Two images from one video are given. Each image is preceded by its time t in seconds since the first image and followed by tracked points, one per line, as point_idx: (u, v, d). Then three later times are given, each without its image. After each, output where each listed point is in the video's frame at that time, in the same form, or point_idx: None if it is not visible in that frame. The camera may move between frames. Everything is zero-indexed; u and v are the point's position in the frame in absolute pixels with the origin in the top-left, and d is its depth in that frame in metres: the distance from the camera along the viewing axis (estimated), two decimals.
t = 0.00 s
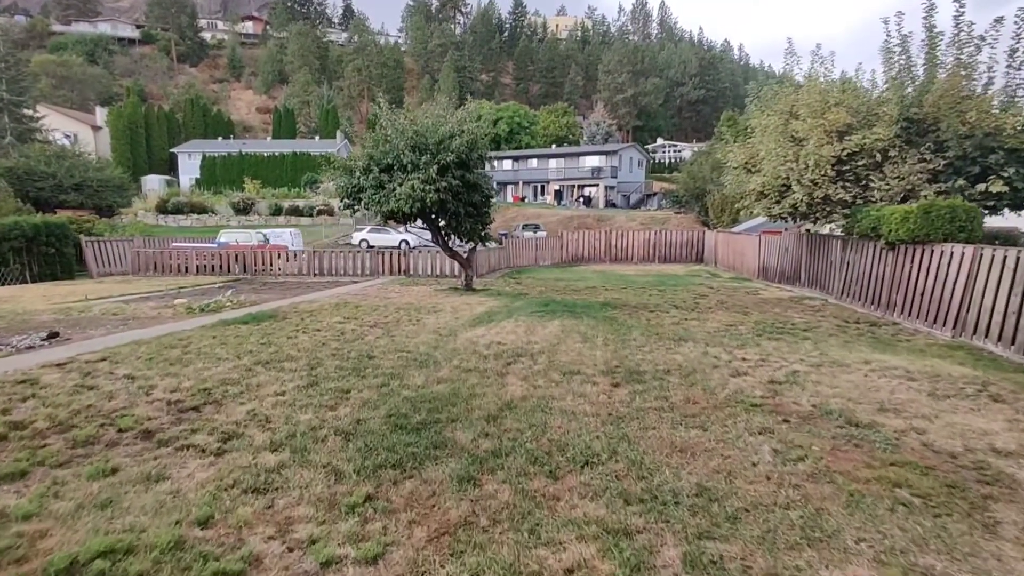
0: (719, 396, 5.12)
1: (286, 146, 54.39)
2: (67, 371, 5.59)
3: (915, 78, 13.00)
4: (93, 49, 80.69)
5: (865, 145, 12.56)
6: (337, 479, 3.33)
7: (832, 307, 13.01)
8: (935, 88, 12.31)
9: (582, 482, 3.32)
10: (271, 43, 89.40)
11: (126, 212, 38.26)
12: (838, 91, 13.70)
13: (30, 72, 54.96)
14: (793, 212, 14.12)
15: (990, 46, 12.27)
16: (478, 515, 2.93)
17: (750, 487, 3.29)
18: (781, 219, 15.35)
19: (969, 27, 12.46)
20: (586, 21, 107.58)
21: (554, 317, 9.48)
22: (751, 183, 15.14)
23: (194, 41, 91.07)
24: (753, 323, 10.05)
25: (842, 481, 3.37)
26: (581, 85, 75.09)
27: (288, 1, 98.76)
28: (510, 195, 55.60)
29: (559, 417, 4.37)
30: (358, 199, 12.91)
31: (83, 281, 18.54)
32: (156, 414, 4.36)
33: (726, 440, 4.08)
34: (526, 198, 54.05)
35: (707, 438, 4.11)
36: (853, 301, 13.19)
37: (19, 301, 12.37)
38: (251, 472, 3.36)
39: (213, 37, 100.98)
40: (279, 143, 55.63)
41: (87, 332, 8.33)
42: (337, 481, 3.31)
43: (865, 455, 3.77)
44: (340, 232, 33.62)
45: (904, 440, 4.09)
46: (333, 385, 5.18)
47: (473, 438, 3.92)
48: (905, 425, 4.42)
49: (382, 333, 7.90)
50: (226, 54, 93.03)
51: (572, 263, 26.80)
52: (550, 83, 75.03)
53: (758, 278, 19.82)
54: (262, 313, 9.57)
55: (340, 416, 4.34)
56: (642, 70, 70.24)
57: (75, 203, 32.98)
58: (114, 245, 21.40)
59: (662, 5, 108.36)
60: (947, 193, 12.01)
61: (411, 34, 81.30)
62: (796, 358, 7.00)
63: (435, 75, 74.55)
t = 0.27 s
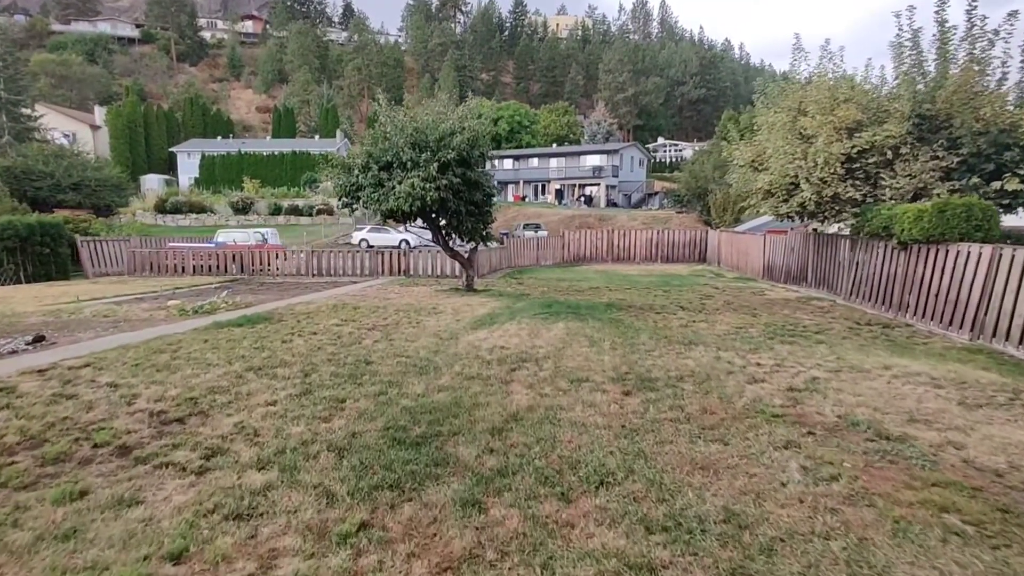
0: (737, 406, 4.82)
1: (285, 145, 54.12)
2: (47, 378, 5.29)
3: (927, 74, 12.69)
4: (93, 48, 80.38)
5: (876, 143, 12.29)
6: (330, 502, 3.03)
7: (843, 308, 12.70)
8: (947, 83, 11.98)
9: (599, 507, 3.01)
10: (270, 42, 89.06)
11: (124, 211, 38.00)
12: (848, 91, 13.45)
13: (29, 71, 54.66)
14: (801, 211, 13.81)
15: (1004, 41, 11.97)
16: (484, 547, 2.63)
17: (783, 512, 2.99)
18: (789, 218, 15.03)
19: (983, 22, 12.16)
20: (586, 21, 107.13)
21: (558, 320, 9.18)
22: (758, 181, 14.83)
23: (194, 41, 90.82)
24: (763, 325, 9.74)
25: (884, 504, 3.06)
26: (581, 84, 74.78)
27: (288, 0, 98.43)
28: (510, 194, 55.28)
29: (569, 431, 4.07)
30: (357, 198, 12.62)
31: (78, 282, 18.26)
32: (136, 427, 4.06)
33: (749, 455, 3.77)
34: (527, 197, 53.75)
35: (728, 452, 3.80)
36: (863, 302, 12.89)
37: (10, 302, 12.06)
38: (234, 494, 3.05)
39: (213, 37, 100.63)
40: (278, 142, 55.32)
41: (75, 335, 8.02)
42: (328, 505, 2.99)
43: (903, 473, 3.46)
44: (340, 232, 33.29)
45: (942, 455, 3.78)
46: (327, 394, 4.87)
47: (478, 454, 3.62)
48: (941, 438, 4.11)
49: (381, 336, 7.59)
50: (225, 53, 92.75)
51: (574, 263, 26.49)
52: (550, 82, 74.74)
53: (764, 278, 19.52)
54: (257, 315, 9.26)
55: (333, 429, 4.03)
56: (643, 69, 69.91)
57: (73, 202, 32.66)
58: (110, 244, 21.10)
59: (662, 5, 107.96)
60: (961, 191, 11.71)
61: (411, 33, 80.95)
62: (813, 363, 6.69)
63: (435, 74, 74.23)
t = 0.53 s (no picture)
0: (766, 422, 4.47)
1: (286, 144, 53.80)
2: (25, 392, 4.93)
3: (943, 70, 12.34)
4: (93, 48, 80.08)
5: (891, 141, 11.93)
6: (325, 541, 2.69)
7: (857, 311, 12.33)
8: (965, 80, 11.69)
9: (630, 547, 2.67)
10: (271, 41, 88.73)
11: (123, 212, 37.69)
12: (861, 88, 13.10)
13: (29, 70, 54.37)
14: (813, 211, 13.46)
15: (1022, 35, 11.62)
16: None
17: (839, 554, 2.64)
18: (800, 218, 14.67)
19: (1000, 16, 11.81)
20: (587, 20, 106.64)
21: (566, 324, 8.83)
22: (768, 180, 14.48)
23: (194, 41, 90.47)
24: (778, 330, 9.39)
25: (951, 543, 2.71)
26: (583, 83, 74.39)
27: None
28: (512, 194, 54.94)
29: (588, 453, 3.72)
30: (357, 198, 12.28)
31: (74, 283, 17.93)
32: (116, 449, 3.71)
33: (789, 481, 3.42)
34: (528, 197, 53.40)
35: (766, 478, 3.45)
36: (876, 304, 12.56)
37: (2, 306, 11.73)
38: (217, 533, 2.71)
39: (213, 36, 100.28)
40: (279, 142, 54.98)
41: (63, 341, 7.68)
42: (323, 544, 2.65)
43: (965, 504, 3.11)
44: (340, 232, 32.90)
45: (1002, 482, 3.43)
46: (325, 409, 4.53)
47: (490, 482, 3.27)
48: (994, 461, 3.76)
49: (381, 343, 7.24)
50: (225, 53, 92.42)
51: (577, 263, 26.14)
52: (551, 81, 74.33)
53: (771, 279, 19.17)
54: (253, 319, 8.92)
55: (331, 451, 3.69)
56: (644, 68, 69.52)
57: (72, 203, 32.31)
58: (107, 245, 20.75)
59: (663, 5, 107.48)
60: (980, 191, 11.36)
61: (411, 32, 80.57)
62: (838, 372, 6.34)
63: (436, 74, 73.87)
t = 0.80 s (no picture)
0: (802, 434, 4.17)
1: (288, 143, 53.59)
2: (10, 400, 4.64)
3: (962, 65, 12.01)
4: (96, 47, 79.99)
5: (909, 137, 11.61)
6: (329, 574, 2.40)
7: (873, 311, 12.01)
8: (985, 74, 11.46)
9: None
10: (273, 41, 88.54)
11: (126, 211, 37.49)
12: (877, 83, 12.77)
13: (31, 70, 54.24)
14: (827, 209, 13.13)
15: None
16: None
17: None
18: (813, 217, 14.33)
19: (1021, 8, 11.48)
20: (589, 20, 106.12)
21: (577, 326, 8.53)
22: (780, 178, 14.15)
23: (197, 40, 90.31)
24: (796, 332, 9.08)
25: None
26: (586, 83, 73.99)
27: None
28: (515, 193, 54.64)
29: (614, 470, 3.43)
30: (360, 196, 11.99)
31: (74, 283, 17.70)
32: (103, 464, 3.42)
33: (837, 501, 3.12)
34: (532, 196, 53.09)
35: (812, 498, 3.15)
36: (891, 305, 12.25)
37: None
38: (209, 566, 2.42)
39: (216, 36, 100.07)
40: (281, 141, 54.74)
41: (57, 344, 7.40)
42: None
43: None
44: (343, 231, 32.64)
45: None
46: (329, 419, 4.23)
47: (509, 504, 2.97)
48: None
49: (387, 346, 6.94)
50: (228, 52, 92.25)
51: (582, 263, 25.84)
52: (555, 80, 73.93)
53: (780, 279, 18.84)
54: (255, 321, 8.63)
55: (336, 467, 3.40)
56: (648, 67, 69.11)
57: (74, 202, 32.11)
58: (108, 244, 20.51)
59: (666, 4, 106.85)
60: (1001, 188, 11.05)
61: (413, 32, 80.23)
62: (866, 377, 6.03)
63: (439, 73, 73.56)
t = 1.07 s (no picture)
0: (847, 451, 3.85)
1: (294, 143, 53.46)
2: None
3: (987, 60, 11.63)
4: (103, 48, 80.17)
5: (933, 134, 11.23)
6: None
7: (895, 314, 11.64)
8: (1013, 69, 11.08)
9: None
10: (279, 40, 88.47)
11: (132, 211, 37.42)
12: (898, 79, 12.40)
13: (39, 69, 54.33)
14: (846, 209, 12.76)
15: None
16: None
17: None
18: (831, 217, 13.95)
19: None
20: (595, 18, 105.54)
21: (593, 329, 8.23)
22: (797, 177, 13.77)
23: (204, 40, 90.40)
24: (819, 336, 8.74)
25: None
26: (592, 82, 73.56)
27: None
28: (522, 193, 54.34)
29: (649, 494, 3.12)
30: (367, 195, 11.70)
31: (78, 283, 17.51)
32: (91, 486, 3.14)
33: (902, 532, 2.80)
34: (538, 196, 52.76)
35: (874, 529, 2.82)
36: (912, 307, 11.88)
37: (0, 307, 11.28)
38: None
39: (222, 36, 100.13)
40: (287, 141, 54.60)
41: (55, 347, 7.14)
42: None
43: None
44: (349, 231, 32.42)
45: None
46: (336, 434, 3.93)
47: (538, 536, 2.67)
48: None
49: (396, 351, 6.65)
50: (234, 52, 92.28)
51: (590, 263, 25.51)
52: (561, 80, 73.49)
53: (794, 280, 18.45)
54: (259, 324, 8.37)
55: (345, 489, 3.10)
56: (655, 66, 68.61)
57: (80, 202, 32.02)
58: (113, 244, 20.32)
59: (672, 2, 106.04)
60: None
61: (419, 31, 79.99)
62: (904, 385, 5.69)
63: (444, 72, 73.29)
